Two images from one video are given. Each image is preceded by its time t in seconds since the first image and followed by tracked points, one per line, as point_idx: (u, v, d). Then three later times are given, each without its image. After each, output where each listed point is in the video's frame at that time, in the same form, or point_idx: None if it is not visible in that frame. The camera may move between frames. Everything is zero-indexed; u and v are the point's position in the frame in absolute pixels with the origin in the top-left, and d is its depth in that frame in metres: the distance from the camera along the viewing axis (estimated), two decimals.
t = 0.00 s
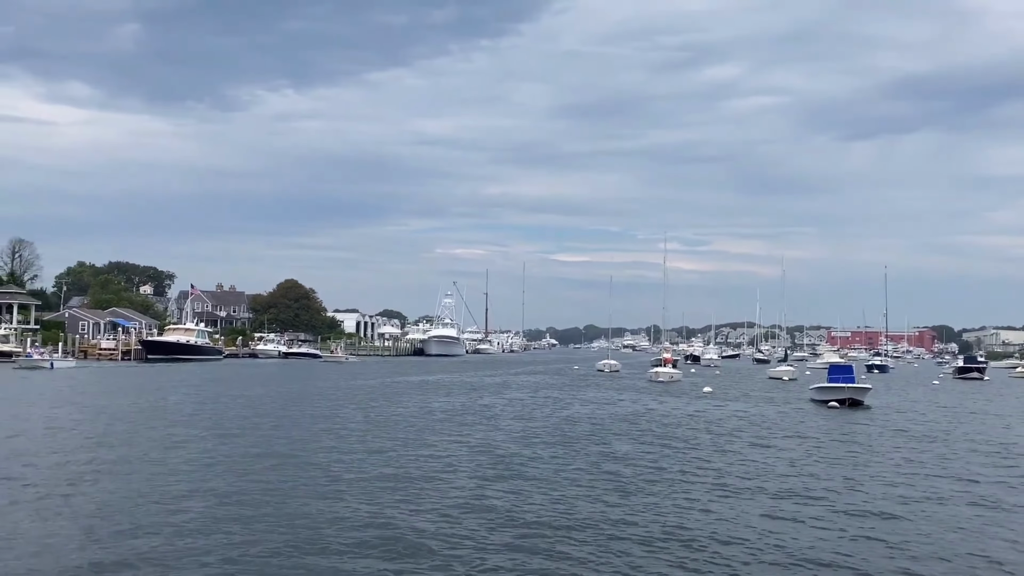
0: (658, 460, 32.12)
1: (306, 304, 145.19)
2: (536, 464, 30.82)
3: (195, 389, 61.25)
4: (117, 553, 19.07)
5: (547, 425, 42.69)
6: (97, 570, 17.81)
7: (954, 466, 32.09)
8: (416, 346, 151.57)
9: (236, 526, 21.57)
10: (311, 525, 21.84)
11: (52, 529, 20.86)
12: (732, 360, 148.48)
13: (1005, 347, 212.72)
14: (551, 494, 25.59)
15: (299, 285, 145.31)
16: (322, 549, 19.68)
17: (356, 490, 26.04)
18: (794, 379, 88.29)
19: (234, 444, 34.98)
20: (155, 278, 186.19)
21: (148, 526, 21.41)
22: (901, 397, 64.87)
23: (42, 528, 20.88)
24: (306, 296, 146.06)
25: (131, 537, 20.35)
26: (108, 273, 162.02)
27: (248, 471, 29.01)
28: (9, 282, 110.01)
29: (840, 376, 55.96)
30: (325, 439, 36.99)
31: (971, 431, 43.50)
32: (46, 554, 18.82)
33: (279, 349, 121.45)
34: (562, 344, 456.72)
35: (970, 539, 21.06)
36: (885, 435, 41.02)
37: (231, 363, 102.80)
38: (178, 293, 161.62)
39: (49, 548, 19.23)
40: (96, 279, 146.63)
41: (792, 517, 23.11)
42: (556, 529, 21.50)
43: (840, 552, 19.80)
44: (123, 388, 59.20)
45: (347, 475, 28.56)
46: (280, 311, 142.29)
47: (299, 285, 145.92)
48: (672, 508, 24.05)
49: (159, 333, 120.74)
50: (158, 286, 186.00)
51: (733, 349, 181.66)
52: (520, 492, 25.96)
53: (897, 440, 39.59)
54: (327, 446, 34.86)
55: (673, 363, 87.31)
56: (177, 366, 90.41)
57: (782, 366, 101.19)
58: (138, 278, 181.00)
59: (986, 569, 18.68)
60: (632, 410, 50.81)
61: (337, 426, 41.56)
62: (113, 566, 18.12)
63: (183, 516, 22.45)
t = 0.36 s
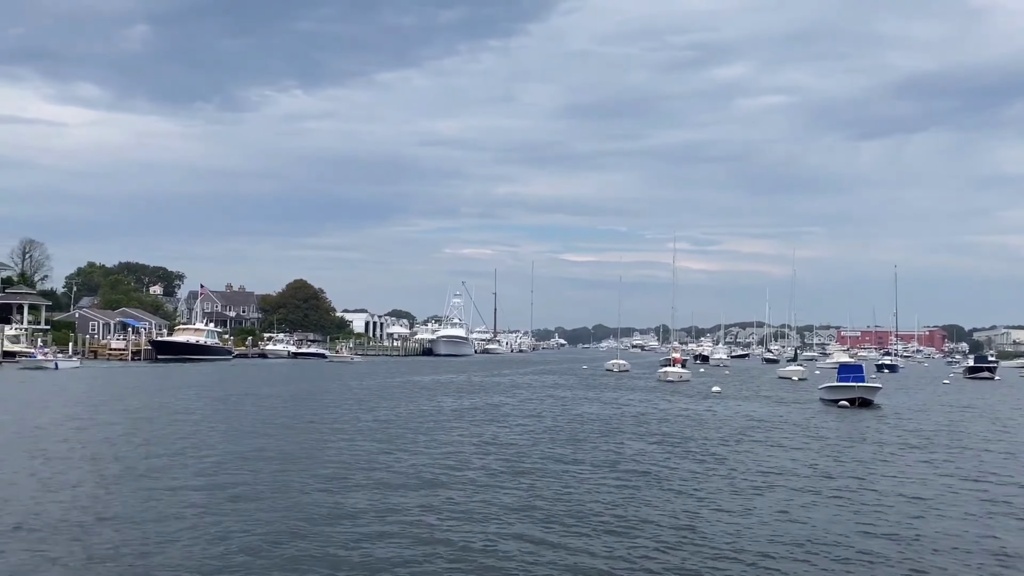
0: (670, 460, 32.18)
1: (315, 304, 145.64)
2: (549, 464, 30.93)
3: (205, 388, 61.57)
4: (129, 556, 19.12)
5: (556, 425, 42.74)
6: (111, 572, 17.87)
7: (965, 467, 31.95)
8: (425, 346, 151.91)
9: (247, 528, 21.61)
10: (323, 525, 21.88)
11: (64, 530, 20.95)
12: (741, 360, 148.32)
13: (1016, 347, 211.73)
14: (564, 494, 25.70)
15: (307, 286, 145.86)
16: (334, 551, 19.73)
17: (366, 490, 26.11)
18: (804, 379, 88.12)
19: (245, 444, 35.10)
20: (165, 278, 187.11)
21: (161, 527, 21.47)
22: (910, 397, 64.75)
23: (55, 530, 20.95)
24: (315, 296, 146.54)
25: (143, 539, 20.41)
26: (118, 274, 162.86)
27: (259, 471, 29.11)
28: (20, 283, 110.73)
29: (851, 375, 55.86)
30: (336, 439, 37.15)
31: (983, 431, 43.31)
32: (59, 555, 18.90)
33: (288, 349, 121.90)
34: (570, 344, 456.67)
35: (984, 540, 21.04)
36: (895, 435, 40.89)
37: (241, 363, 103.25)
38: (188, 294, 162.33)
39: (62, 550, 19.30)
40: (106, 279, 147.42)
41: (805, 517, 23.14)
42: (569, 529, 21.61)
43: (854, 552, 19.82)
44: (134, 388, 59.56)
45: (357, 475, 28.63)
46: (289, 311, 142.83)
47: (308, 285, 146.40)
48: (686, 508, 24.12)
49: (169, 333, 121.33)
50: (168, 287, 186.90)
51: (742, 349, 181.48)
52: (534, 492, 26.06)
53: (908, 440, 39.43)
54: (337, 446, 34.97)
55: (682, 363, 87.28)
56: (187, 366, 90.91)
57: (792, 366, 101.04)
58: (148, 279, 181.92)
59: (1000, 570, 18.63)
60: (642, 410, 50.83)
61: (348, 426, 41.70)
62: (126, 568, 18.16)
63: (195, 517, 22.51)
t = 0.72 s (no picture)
0: (674, 459, 32.54)
1: (321, 303, 146.22)
2: (554, 463, 31.27)
3: (210, 388, 61.97)
4: (137, 554, 19.40)
5: (560, 425, 42.95)
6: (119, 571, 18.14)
7: (966, 466, 31.92)
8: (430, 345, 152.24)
9: (253, 526, 21.86)
10: (326, 525, 22.09)
11: (74, 529, 21.27)
12: (747, 359, 148.47)
13: None
14: (570, 492, 26.06)
15: (313, 285, 146.48)
16: (337, 550, 19.95)
17: (370, 489, 26.35)
18: (808, 378, 88.20)
19: (250, 444, 35.38)
20: (172, 278, 187.93)
21: (169, 527, 21.75)
22: (914, 396, 64.84)
23: (63, 529, 21.28)
24: (320, 296, 147.11)
25: (151, 538, 20.69)
26: (125, 273, 163.57)
27: (265, 471, 29.38)
28: (28, 283, 111.43)
29: (855, 375, 55.98)
30: (339, 438, 37.41)
31: (986, 430, 43.36)
32: (68, 554, 19.20)
33: (294, 349, 122.43)
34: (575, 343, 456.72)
35: (983, 539, 21.29)
36: (899, 435, 40.96)
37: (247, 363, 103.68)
38: (194, 293, 162.90)
39: (71, 549, 19.59)
40: (113, 279, 148.16)
41: (808, 515, 23.46)
42: (574, 527, 21.91)
43: (855, 550, 20.10)
44: (139, 389, 59.93)
45: (362, 475, 28.86)
46: (295, 310, 143.44)
47: (314, 284, 146.97)
48: (690, 506, 24.48)
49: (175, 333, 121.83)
50: (174, 286, 187.70)
51: (747, 348, 181.50)
52: (539, 490, 26.41)
53: (911, 439, 39.53)
54: (340, 445, 35.19)
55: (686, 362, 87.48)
56: (193, 366, 91.46)
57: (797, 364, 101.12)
58: (154, 278, 182.70)
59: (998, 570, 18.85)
60: (645, 409, 51.00)
61: (351, 426, 41.95)
62: (134, 567, 18.43)
63: (203, 516, 22.80)
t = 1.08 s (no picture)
0: (641, 429, 31.99)
1: (289, 264, 144.35)
2: (521, 431, 30.53)
3: (172, 345, 60.69)
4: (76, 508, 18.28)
5: (527, 391, 42.28)
6: (55, 525, 17.02)
7: (928, 443, 31.88)
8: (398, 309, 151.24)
9: (203, 484, 20.77)
10: (280, 485, 21.05)
11: (12, 482, 20.04)
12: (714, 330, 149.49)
13: (984, 323, 215.55)
14: (537, 461, 25.38)
15: (281, 244, 144.40)
16: (284, 507, 19.15)
17: (328, 451, 25.37)
18: (774, 351, 88.78)
19: (207, 402, 34.21)
20: (137, 233, 184.36)
21: (116, 482, 20.62)
22: (879, 371, 65.29)
23: None
24: (288, 256, 145.19)
25: (94, 493, 19.56)
26: (88, 227, 160.11)
27: (221, 429, 28.26)
28: None
29: (821, 349, 56.17)
30: (300, 399, 36.60)
31: (951, 407, 43.45)
32: (2, 507, 18.01)
33: (260, 308, 120.73)
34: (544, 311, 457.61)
35: (954, 519, 20.91)
36: (863, 409, 41.05)
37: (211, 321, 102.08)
38: (160, 249, 160.00)
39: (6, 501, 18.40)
40: (76, 232, 144.83)
41: (778, 489, 23.00)
42: (540, 496, 21.19)
43: (825, 526, 19.63)
44: (98, 343, 58.46)
45: (321, 436, 27.84)
46: (262, 269, 141.44)
47: (282, 244, 144.97)
48: (658, 477, 23.94)
49: (138, 289, 119.57)
50: (140, 241, 184.28)
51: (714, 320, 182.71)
52: (507, 458, 25.71)
53: (877, 414, 39.41)
54: (301, 406, 34.36)
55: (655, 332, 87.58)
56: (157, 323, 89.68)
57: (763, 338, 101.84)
58: (119, 232, 179.19)
59: (970, 549, 18.44)
60: (612, 378, 50.72)
61: (314, 387, 41.11)
62: (73, 521, 17.31)
63: (152, 472, 21.72)
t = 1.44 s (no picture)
0: (640, 430, 31.92)
1: (291, 264, 144.39)
2: (525, 431, 30.59)
3: (173, 347, 60.63)
4: (83, 509, 18.31)
5: (530, 392, 42.30)
6: (63, 525, 17.07)
7: (931, 443, 31.81)
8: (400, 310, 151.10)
9: (209, 485, 20.81)
10: (287, 486, 21.10)
11: (18, 483, 20.09)
12: (716, 329, 149.42)
13: (986, 323, 215.45)
14: (541, 461, 25.45)
15: (283, 245, 144.44)
16: (286, 509, 19.05)
17: (333, 452, 25.42)
18: (776, 351, 88.67)
19: (211, 403, 34.25)
20: (139, 234, 184.44)
21: (121, 483, 20.67)
22: (882, 372, 65.26)
23: (5, 483, 20.06)
24: (291, 257, 145.22)
25: (95, 495, 19.49)
26: (91, 228, 160.18)
27: (225, 430, 28.30)
28: None
29: (823, 349, 56.09)
30: (303, 400, 36.57)
31: (955, 408, 43.43)
32: (4, 508, 17.93)
33: (262, 309, 120.79)
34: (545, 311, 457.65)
35: (955, 517, 20.86)
36: (863, 410, 40.99)
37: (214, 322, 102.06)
38: (162, 251, 159.95)
39: (12, 502, 18.43)
40: (79, 233, 144.85)
41: (782, 489, 23.03)
42: (540, 496, 21.17)
43: (831, 526, 19.64)
44: (101, 345, 58.38)
45: (325, 437, 27.88)
46: (265, 270, 141.49)
47: (285, 245, 145.00)
48: (663, 477, 23.98)
49: (140, 290, 119.56)
50: (142, 243, 184.37)
51: (716, 320, 182.67)
52: (512, 458, 25.75)
53: (881, 415, 39.39)
54: (302, 408, 34.29)
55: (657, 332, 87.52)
56: (160, 324, 89.73)
57: (766, 338, 101.66)
58: (121, 233, 179.23)
59: (977, 549, 18.44)
60: (615, 378, 50.63)
61: (316, 388, 41.06)
62: (80, 522, 17.35)
63: (158, 473, 21.76)
